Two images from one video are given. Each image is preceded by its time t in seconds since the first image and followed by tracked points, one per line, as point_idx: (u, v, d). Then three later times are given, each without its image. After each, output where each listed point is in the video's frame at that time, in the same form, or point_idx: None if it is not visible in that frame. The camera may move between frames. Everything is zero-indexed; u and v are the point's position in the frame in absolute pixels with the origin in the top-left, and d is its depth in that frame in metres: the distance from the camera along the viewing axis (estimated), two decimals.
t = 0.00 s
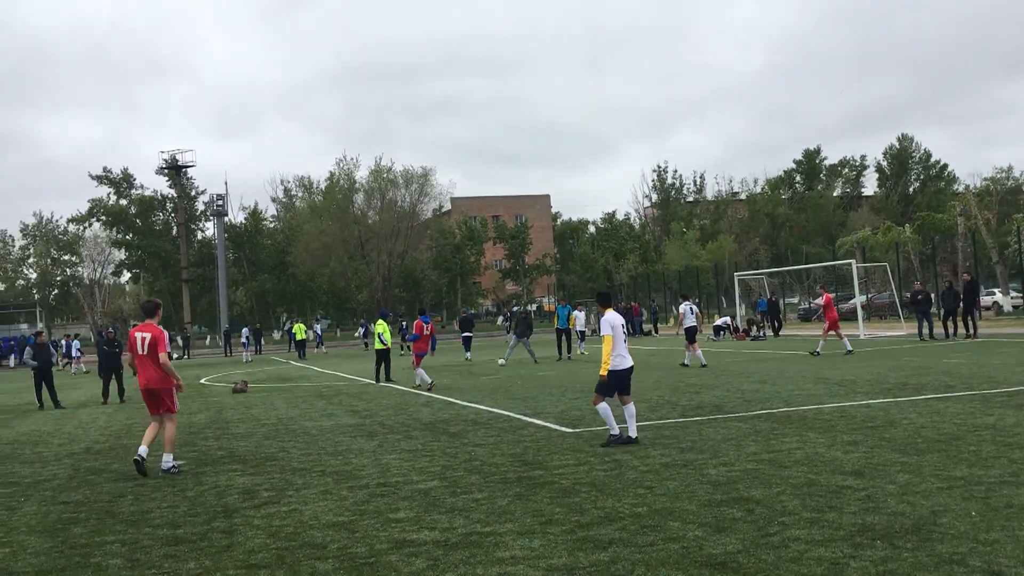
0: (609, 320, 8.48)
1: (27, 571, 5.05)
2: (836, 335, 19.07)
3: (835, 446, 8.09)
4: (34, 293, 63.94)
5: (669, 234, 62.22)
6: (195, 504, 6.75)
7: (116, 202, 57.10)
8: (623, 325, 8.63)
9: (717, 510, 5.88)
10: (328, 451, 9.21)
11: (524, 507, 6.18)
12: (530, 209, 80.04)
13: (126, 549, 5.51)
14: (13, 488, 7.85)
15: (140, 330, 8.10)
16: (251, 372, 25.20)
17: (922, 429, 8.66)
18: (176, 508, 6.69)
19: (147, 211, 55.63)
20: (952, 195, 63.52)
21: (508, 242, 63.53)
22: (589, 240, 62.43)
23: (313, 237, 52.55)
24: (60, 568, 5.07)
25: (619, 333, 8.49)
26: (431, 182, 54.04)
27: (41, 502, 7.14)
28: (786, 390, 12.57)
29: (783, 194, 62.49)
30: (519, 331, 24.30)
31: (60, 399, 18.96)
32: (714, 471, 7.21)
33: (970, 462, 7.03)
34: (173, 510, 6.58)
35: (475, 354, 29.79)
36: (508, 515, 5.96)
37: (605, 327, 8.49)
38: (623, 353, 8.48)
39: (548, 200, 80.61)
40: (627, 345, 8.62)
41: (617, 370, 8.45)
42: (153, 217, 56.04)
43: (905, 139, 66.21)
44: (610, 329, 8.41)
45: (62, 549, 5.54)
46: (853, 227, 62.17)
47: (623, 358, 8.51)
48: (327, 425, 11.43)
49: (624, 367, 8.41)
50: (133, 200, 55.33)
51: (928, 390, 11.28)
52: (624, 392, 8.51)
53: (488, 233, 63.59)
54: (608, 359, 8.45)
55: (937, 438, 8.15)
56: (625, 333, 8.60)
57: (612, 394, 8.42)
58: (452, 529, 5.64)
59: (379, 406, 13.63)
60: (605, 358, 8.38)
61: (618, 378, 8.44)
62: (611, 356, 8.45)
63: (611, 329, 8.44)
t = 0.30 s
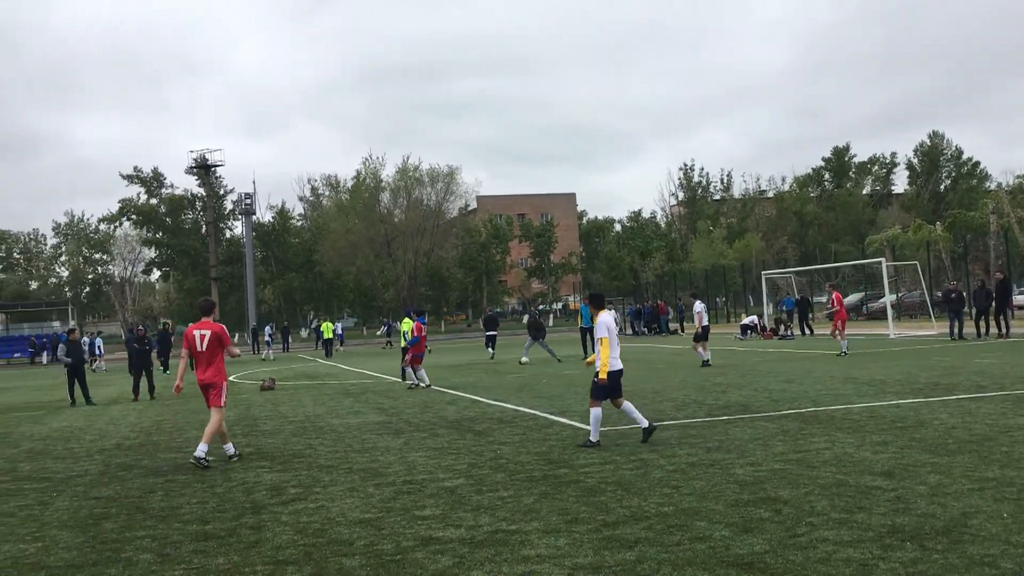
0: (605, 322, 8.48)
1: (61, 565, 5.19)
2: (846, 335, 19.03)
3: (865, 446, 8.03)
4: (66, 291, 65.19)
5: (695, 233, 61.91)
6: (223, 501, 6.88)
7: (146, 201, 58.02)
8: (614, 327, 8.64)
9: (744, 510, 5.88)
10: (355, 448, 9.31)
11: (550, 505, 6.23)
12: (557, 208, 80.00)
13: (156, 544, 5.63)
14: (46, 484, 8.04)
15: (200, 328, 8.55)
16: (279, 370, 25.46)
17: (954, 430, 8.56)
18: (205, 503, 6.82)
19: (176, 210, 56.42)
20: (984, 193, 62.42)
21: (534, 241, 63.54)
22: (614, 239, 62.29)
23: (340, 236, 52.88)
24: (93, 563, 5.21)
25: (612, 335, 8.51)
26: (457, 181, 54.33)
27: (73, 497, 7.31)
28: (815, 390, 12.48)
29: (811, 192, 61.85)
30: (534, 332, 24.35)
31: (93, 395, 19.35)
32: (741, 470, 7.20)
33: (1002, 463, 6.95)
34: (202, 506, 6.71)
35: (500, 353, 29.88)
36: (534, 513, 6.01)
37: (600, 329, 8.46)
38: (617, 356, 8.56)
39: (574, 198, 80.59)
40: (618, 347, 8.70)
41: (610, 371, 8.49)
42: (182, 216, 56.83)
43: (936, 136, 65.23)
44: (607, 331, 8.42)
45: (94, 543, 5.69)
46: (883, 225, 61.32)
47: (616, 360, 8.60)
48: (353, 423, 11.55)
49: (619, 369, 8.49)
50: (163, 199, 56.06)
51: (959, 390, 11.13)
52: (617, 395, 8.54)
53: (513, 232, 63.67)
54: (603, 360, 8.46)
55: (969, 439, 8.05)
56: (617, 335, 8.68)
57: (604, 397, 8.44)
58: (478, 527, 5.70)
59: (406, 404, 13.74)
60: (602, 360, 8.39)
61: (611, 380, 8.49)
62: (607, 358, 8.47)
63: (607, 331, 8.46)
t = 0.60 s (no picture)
0: (583, 322, 8.49)
1: (76, 562, 5.25)
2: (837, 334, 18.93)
3: (878, 446, 7.99)
4: (80, 290, 65.56)
5: (708, 232, 61.79)
6: (236, 499, 6.94)
7: (160, 200, 58.35)
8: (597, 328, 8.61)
9: (757, 510, 5.87)
10: (366, 448, 9.34)
11: (562, 505, 6.24)
12: (569, 208, 79.92)
13: (170, 542, 5.68)
14: (62, 481, 8.12)
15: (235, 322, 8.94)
16: (291, 369, 25.54)
17: (968, 430, 8.51)
18: (217, 502, 6.86)
19: (189, 210, 56.58)
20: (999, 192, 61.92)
21: (546, 240, 63.50)
22: (626, 238, 62.16)
23: (352, 235, 53.05)
24: (106, 561, 5.26)
25: (589, 337, 8.48)
26: (469, 180, 54.32)
27: (88, 495, 7.38)
28: (828, 390, 12.43)
29: (824, 191, 61.48)
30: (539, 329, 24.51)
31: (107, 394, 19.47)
32: (753, 471, 7.18)
33: (1017, 464, 6.90)
34: (214, 504, 6.76)
35: (511, 352, 29.89)
36: (546, 512, 6.02)
37: (580, 328, 8.50)
38: (594, 356, 8.50)
39: (586, 198, 80.51)
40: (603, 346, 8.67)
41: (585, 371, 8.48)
42: (195, 216, 57.05)
43: (950, 135, 64.75)
44: (582, 331, 8.43)
45: (108, 541, 5.74)
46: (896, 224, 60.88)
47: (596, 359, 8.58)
48: (365, 422, 11.59)
49: (594, 367, 8.43)
50: (176, 199, 56.23)
51: (974, 389, 11.05)
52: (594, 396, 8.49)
53: (525, 231, 63.63)
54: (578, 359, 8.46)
55: (983, 439, 8.01)
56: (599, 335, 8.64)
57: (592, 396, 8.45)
58: (489, 526, 5.71)
59: (418, 403, 13.78)
60: (574, 359, 8.41)
61: (589, 379, 8.50)
62: (582, 357, 8.49)
63: (584, 331, 8.47)
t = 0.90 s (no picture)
0: (550, 326, 8.54)
1: (75, 562, 5.24)
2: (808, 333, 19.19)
3: (876, 446, 8.00)
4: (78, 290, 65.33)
5: (706, 232, 61.92)
6: (235, 499, 6.92)
7: (159, 200, 58.30)
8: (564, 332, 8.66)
9: (755, 510, 5.87)
10: (364, 448, 9.33)
11: (560, 505, 6.24)
12: (567, 208, 79.93)
13: (168, 542, 5.68)
14: (60, 481, 8.12)
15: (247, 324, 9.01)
16: (289, 369, 25.56)
17: (966, 431, 8.53)
18: (216, 502, 6.87)
19: (187, 209, 56.50)
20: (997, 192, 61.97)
21: (545, 240, 63.47)
22: (625, 238, 62.16)
23: (351, 235, 53.01)
24: (105, 560, 5.26)
25: (555, 340, 8.53)
26: (468, 180, 54.30)
27: (85, 495, 7.38)
28: (827, 390, 12.44)
29: (822, 192, 61.45)
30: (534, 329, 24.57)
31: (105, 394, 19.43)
32: (752, 471, 7.19)
33: (1015, 464, 6.90)
34: (213, 505, 6.75)
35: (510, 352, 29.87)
36: (545, 512, 6.02)
37: (546, 332, 8.55)
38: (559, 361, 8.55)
39: (585, 198, 80.52)
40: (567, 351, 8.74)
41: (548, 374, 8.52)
42: (193, 215, 56.96)
43: (948, 135, 64.82)
44: (546, 334, 8.48)
45: (106, 541, 5.74)
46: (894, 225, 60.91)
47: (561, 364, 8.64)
48: (364, 422, 11.57)
49: (556, 372, 8.46)
50: (174, 199, 56.19)
51: (971, 389, 11.09)
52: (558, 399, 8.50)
53: (524, 231, 63.61)
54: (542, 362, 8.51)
55: (981, 439, 8.01)
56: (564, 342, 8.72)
57: (553, 400, 8.43)
58: (488, 526, 5.71)
59: (416, 403, 13.77)
60: (538, 360, 8.44)
61: (553, 383, 8.53)
62: (546, 361, 8.54)
63: (549, 334, 8.51)
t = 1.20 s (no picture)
0: (521, 326, 8.59)
1: (68, 563, 5.23)
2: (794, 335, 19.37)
3: (872, 447, 8.02)
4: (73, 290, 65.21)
5: (702, 233, 62.10)
6: (230, 500, 6.90)
7: (154, 200, 58.23)
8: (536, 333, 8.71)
9: (751, 510, 5.88)
10: (359, 448, 9.34)
11: (556, 505, 6.23)
12: (563, 208, 80.00)
13: (163, 542, 5.66)
14: (55, 481, 8.10)
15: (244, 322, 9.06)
16: (286, 369, 25.55)
17: (961, 431, 8.55)
18: (211, 502, 6.85)
19: (183, 210, 56.44)
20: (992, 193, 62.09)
21: (541, 240, 63.52)
22: (621, 239, 62.26)
23: (346, 235, 53.00)
24: (99, 561, 5.24)
25: (527, 341, 8.57)
26: (464, 181, 54.27)
27: (80, 495, 7.36)
28: (823, 390, 12.48)
29: (818, 192, 61.52)
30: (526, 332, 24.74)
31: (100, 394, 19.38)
32: (748, 471, 7.20)
33: (1009, 465, 6.91)
34: (208, 505, 6.73)
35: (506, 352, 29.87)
36: (541, 513, 6.02)
37: (516, 333, 8.58)
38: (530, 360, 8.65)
39: (581, 198, 80.60)
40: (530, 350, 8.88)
41: (518, 375, 8.55)
42: (189, 215, 56.91)
43: (944, 137, 64.96)
44: (518, 334, 8.50)
45: (101, 542, 5.72)
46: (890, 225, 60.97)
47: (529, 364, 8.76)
48: (360, 423, 11.55)
49: (531, 371, 8.52)
50: (170, 199, 56.14)
51: (967, 389, 11.14)
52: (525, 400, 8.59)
53: (521, 232, 63.64)
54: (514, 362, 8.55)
55: (975, 440, 8.04)
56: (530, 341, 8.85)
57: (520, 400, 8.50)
58: (483, 527, 5.70)
59: (412, 404, 13.76)
60: (511, 362, 8.47)
61: (521, 384, 8.56)
62: (519, 360, 8.57)
63: (521, 335, 8.53)
